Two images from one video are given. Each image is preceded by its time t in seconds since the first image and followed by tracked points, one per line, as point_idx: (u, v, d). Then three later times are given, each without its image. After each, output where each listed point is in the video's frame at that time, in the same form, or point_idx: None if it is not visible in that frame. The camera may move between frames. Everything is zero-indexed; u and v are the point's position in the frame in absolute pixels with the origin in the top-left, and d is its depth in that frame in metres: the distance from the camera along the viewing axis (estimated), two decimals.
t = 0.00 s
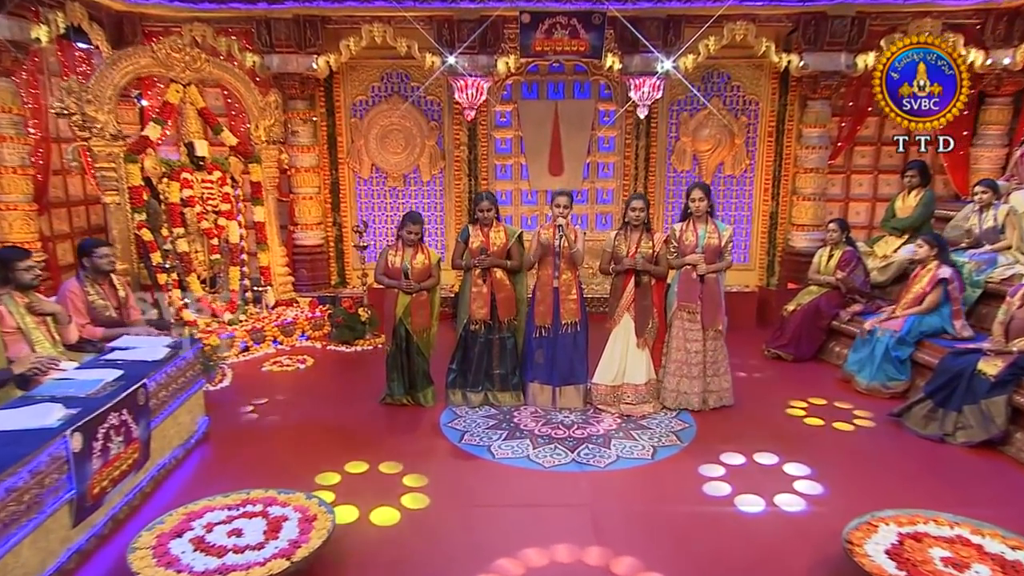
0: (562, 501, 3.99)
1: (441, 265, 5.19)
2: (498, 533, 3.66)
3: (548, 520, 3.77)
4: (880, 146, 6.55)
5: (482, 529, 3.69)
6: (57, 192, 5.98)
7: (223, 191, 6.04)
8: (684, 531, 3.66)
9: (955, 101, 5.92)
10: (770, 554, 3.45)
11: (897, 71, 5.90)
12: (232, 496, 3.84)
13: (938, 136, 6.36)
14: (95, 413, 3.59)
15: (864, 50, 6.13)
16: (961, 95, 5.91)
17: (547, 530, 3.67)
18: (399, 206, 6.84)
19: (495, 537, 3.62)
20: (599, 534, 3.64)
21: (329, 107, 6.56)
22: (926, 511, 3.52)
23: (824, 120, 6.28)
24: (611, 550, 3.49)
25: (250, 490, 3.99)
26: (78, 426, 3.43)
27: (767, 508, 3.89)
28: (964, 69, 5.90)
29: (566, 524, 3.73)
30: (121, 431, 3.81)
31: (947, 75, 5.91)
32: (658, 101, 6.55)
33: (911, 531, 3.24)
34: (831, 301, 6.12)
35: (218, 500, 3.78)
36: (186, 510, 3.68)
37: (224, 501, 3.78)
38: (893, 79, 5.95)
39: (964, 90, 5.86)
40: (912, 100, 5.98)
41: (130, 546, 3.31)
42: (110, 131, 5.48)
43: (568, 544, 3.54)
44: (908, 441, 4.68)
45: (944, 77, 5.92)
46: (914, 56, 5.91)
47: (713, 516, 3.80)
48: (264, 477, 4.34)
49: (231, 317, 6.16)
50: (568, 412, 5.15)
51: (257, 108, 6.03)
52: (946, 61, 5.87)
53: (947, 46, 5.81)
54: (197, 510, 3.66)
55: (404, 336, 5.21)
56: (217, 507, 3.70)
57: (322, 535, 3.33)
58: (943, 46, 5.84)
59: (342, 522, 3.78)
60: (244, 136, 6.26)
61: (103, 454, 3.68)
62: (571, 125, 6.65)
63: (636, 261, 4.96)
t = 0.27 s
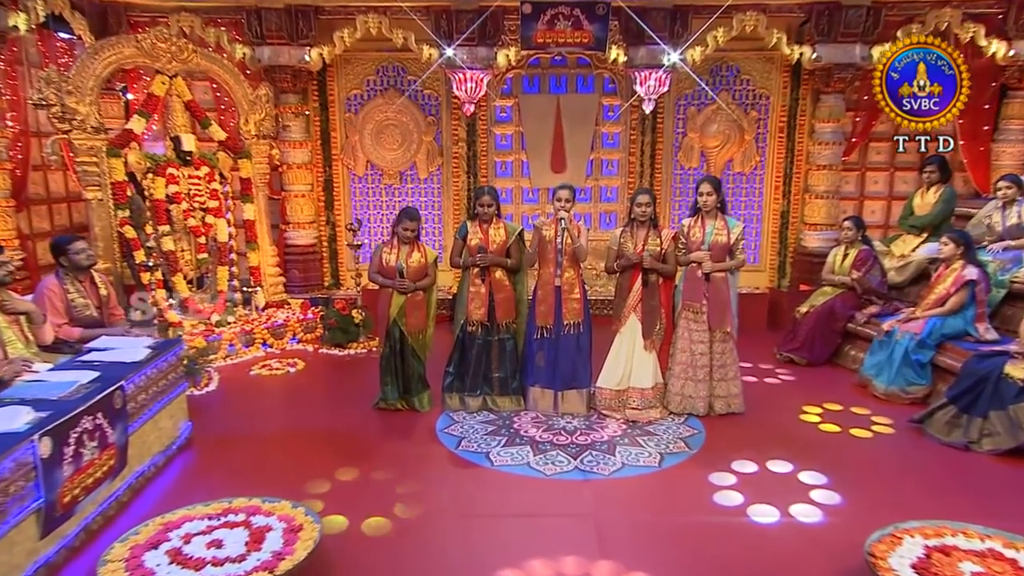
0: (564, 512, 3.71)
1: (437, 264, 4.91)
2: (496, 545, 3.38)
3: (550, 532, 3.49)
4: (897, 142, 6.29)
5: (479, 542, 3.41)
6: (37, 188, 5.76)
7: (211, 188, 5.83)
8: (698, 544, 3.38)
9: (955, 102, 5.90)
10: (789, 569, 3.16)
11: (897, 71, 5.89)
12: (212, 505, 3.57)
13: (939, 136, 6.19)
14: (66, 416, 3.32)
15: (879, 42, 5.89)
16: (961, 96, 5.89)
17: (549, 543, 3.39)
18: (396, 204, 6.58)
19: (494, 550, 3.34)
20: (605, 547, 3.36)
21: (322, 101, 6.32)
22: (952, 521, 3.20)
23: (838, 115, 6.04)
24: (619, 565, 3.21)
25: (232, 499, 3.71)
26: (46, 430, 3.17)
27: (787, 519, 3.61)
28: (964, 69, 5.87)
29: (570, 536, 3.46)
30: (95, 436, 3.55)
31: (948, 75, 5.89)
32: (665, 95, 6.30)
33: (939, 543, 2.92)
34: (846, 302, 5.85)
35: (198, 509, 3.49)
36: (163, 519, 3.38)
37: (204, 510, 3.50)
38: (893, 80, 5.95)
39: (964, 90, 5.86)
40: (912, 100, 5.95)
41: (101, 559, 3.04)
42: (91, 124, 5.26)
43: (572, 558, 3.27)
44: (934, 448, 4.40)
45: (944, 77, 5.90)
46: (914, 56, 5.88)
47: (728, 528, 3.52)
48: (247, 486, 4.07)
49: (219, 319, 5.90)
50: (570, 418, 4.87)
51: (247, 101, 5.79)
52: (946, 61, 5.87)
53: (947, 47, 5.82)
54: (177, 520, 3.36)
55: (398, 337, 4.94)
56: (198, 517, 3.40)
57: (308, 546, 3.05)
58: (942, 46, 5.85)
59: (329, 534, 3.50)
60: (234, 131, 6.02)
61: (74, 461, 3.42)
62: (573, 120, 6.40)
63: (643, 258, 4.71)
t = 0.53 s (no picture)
0: (569, 526, 3.43)
1: (437, 265, 4.66)
2: (496, 562, 3.12)
3: (555, 548, 3.22)
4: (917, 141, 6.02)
5: (477, 559, 3.15)
6: (20, 188, 5.54)
7: (201, 187, 5.59)
8: (715, 562, 3.11)
9: (956, 101, 5.57)
10: None
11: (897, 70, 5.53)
12: (193, 516, 3.32)
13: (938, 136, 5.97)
14: (36, 424, 3.07)
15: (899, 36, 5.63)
16: (962, 95, 5.57)
17: (554, 560, 3.12)
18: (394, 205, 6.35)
19: (493, 568, 3.08)
20: (614, 565, 3.10)
21: (318, 99, 6.10)
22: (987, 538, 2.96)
23: (855, 112, 5.80)
24: None
25: (216, 511, 3.47)
26: (13, 438, 2.91)
27: (812, 534, 3.34)
28: (964, 68, 5.56)
29: (576, 552, 3.19)
30: (69, 444, 3.30)
31: (948, 75, 5.55)
32: (673, 92, 6.06)
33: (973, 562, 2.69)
34: (864, 307, 5.57)
35: (177, 521, 3.26)
36: (140, 533, 3.16)
37: (184, 523, 3.26)
38: (893, 79, 5.60)
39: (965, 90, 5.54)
40: (911, 100, 5.61)
41: None
42: (75, 120, 5.02)
43: None
44: (964, 459, 4.11)
45: (944, 77, 5.57)
46: (914, 56, 5.55)
47: (748, 544, 3.25)
48: (232, 498, 3.80)
49: (209, 324, 5.66)
50: (574, 426, 4.60)
51: (240, 98, 5.58)
52: (947, 61, 5.53)
53: (948, 45, 5.48)
54: (154, 534, 3.14)
55: (394, 341, 4.68)
56: (177, 529, 3.17)
57: (294, 562, 2.84)
58: (943, 45, 5.50)
59: (316, 548, 3.24)
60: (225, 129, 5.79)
61: (45, 470, 3.17)
62: (578, 118, 6.16)
63: (652, 258, 4.45)
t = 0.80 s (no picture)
0: (574, 542, 3.21)
1: (435, 266, 4.44)
2: None
3: (558, 566, 3.00)
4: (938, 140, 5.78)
5: None
6: (6, 188, 5.38)
7: (193, 187, 5.39)
8: None
9: (957, 101, 5.01)
10: None
11: (896, 69, 5.01)
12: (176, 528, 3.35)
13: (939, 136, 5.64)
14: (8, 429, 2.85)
15: (919, 31, 5.40)
16: (963, 96, 5.00)
17: None
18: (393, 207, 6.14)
19: None
20: None
21: (315, 97, 5.90)
22: None
23: (873, 110, 5.54)
24: None
25: (198, 522, 3.46)
26: None
27: (835, 553, 3.10)
28: (965, 70, 5.03)
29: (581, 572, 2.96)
30: (45, 452, 3.08)
31: (948, 75, 5.01)
32: (683, 89, 5.84)
33: None
34: (883, 312, 5.32)
35: (160, 533, 3.30)
36: (121, 544, 3.21)
37: (167, 535, 3.30)
38: (893, 80, 5.07)
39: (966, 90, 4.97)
40: (911, 100, 5.08)
41: None
42: (62, 116, 4.85)
43: None
44: (995, 472, 3.86)
45: (944, 77, 5.03)
46: (914, 55, 5.05)
47: (767, 564, 3.01)
48: (217, 510, 3.59)
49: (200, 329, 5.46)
50: (580, 435, 4.36)
51: (233, 95, 5.40)
52: (947, 61, 5.00)
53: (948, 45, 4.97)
54: (136, 546, 3.18)
55: (391, 346, 4.45)
56: (157, 542, 3.22)
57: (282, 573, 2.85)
58: (943, 45, 4.99)
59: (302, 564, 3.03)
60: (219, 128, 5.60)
61: (18, 480, 2.95)
62: (585, 117, 5.95)
63: (662, 260, 4.20)
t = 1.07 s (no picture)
0: (579, 560, 2.96)
1: (432, 266, 4.21)
2: None
3: None
4: (960, 139, 5.52)
5: None
6: None
7: (182, 187, 5.16)
8: None
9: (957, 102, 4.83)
10: None
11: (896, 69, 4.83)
12: (153, 542, 3.18)
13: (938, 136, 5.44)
14: None
15: (941, 24, 5.15)
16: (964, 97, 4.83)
17: None
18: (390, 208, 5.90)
19: None
20: None
21: (310, 94, 5.69)
22: None
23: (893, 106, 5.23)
24: None
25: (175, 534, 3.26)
26: None
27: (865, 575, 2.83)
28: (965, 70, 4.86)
29: None
30: (13, 461, 2.85)
31: (948, 75, 4.83)
32: (693, 86, 5.61)
33: None
34: (905, 317, 5.04)
35: (135, 547, 3.13)
36: (94, 558, 3.04)
37: (142, 549, 3.13)
38: (892, 79, 4.89)
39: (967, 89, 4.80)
40: (911, 100, 4.90)
41: None
42: (44, 111, 4.63)
43: None
44: None
45: (944, 77, 4.84)
46: (914, 55, 4.86)
47: None
48: (196, 523, 3.34)
49: (189, 335, 5.24)
50: (584, 445, 4.09)
51: (224, 92, 5.19)
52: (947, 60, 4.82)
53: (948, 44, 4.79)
54: (109, 560, 3.02)
55: (386, 351, 4.19)
56: (132, 556, 3.04)
57: None
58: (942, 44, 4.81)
59: None
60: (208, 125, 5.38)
61: None
62: (591, 116, 5.72)
63: (671, 261, 3.92)
